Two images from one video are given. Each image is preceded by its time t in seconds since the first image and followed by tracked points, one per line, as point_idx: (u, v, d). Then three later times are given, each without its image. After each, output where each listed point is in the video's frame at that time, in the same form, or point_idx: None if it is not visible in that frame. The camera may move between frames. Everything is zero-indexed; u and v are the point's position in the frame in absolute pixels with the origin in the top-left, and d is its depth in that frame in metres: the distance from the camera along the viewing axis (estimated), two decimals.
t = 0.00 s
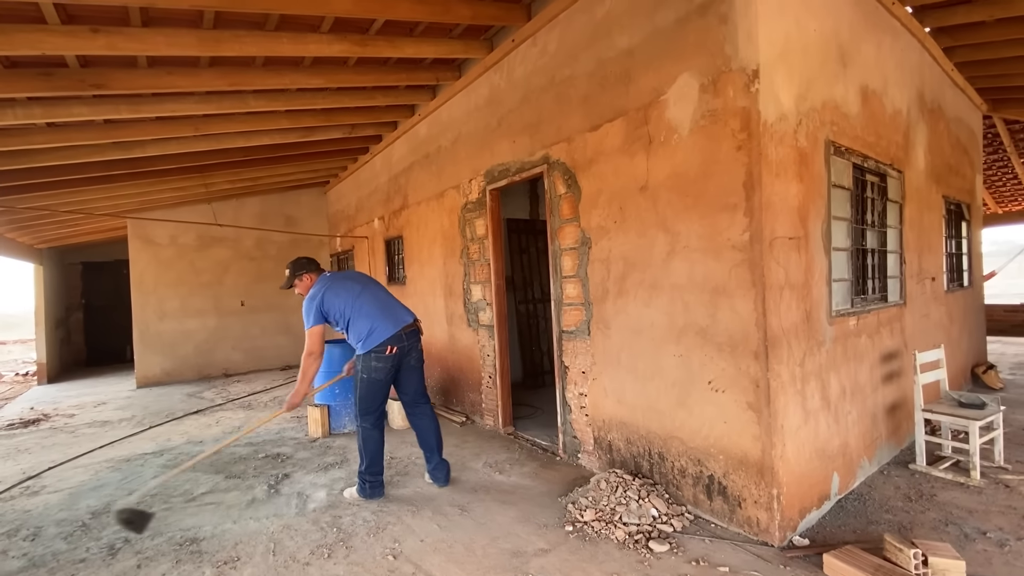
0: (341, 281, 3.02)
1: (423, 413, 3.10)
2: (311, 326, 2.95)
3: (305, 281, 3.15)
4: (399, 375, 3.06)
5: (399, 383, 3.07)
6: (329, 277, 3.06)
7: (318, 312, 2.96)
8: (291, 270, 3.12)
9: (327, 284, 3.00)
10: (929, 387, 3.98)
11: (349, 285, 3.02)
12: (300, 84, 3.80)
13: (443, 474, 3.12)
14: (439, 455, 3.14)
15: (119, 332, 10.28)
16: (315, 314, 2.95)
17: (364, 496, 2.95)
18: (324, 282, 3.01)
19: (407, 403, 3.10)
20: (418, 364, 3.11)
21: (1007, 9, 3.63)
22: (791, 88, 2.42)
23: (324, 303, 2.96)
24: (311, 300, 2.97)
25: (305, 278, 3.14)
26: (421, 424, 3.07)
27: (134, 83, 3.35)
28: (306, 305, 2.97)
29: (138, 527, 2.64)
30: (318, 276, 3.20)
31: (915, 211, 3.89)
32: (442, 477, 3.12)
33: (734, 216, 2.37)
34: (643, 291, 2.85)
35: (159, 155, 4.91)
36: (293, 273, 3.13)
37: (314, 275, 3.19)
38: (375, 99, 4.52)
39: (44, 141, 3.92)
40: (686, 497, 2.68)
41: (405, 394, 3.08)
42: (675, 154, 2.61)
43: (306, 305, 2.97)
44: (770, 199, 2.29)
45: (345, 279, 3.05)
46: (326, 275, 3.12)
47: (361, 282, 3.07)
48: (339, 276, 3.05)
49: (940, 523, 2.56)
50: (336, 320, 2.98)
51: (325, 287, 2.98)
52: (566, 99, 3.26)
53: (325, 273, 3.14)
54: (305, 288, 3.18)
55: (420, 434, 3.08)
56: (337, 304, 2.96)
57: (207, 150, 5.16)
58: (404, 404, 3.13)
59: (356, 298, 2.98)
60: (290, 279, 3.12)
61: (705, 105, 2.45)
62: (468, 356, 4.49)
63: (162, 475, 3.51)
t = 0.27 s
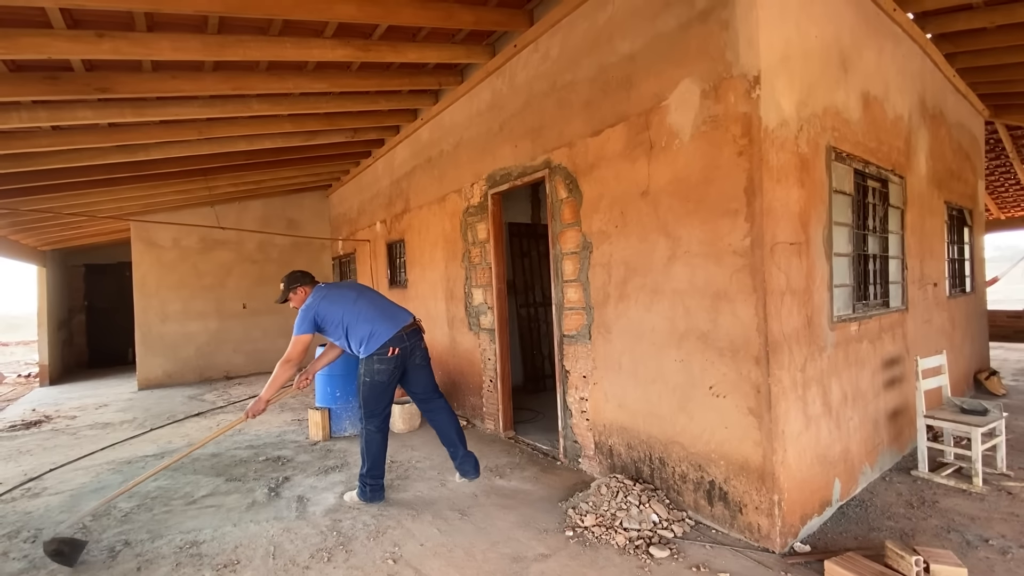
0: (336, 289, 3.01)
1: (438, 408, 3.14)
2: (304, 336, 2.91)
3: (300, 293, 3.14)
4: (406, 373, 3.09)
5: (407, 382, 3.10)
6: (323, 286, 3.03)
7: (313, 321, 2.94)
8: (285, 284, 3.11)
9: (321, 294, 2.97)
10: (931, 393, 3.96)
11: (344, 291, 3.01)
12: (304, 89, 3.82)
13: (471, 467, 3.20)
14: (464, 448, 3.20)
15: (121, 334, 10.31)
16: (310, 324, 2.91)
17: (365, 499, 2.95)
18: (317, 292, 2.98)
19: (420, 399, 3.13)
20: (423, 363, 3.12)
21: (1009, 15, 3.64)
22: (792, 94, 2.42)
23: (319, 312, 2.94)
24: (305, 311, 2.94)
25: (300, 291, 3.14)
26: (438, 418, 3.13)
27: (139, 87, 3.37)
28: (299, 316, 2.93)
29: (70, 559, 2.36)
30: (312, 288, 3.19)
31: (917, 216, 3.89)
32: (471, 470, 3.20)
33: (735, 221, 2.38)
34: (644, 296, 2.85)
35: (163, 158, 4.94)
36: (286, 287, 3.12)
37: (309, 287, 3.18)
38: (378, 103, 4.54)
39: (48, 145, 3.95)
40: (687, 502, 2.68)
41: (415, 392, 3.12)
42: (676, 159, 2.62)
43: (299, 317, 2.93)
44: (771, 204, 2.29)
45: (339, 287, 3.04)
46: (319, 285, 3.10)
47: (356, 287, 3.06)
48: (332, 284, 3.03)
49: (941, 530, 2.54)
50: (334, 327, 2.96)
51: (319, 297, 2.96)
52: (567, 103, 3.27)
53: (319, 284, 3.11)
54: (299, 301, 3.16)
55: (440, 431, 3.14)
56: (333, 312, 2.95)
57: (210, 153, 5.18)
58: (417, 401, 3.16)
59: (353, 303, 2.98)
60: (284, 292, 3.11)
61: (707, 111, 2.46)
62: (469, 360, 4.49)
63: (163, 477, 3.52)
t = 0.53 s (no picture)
0: (340, 294, 3.00)
1: (442, 411, 3.15)
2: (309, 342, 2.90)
3: (304, 300, 3.16)
4: (411, 376, 3.09)
5: (412, 385, 3.11)
6: (327, 292, 3.02)
7: (318, 326, 2.92)
8: (289, 290, 3.12)
9: (325, 299, 2.97)
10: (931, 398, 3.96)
11: (348, 297, 3.00)
12: (305, 92, 3.83)
13: (472, 471, 3.22)
14: (465, 452, 3.24)
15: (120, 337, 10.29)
16: (314, 330, 2.90)
17: (364, 504, 2.94)
18: (322, 297, 2.98)
19: (424, 402, 3.14)
20: (427, 366, 3.13)
21: (1008, 21, 3.65)
22: (792, 99, 2.43)
23: (323, 317, 2.93)
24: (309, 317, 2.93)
25: (304, 296, 3.15)
26: (441, 422, 3.14)
27: (140, 89, 3.38)
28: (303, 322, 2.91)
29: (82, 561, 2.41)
30: (316, 293, 3.20)
31: (917, 221, 3.89)
32: (472, 474, 3.22)
33: (735, 226, 2.38)
34: (644, 300, 2.85)
35: (163, 160, 4.94)
36: (290, 294, 3.13)
37: (313, 293, 3.19)
38: (378, 107, 4.55)
39: (49, 147, 3.95)
40: (687, 507, 2.67)
41: (421, 395, 3.13)
42: (676, 164, 2.62)
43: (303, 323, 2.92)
44: (770, 209, 2.29)
45: (343, 292, 3.03)
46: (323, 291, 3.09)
47: (361, 292, 3.06)
48: (336, 289, 3.03)
49: (942, 536, 2.53)
50: (338, 332, 2.95)
51: (324, 302, 2.96)
52: (568, 108, 3.28)
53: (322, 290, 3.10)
54: (304, 306, 3.18)
55: (444, 435, 3.15)
56: (338, 317, 2.94)
57: (211, 156, 5.19)
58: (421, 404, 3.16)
59: (357, 308, 2.97)
60: (289, 299, 3.13)
61: (707, 116, 2.46)
62: (468, 363, 4.49)
63: (161, 480, 3.50)
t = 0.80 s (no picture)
0: (360, 294, 2.99)
1: (444, 425, 3.06)
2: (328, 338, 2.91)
3: (323, 293, 3.16)
4: (418, 386, 3.03)
5: (418, 395, 3.04)
6: (348, 289, 3.02)
7: (336, 324, 2.92)
8: (310, 282, 3.12)
9: (346, 296, 2.95)
10: (927, 402, 3.96)
11: (368, 297, 2.98)
12: (301, 94, 3.82)
13: (464, 487, 3.06)
14: (460, 467, 3.09)
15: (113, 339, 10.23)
16: (334, 327, 2.90)
17: (357, 509, 2.91)
18: (344, 294, 2.97)
19: (426, 413, 3.05)
20: (436, 377, 3.08)
21: (1002, 27, 3.67)
22: (788, 104, 2.43)
23: (343, 316, 2.92)
24: (329, 312, 2.92)
25: (323, 290, 3.15)
26: (440, 434, 3.03)
27: (135, 91, 3.36)
28: (323, 317, 2.92)
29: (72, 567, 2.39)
30: (336, 287, 3.21)
31: (912, 226, 3.90)
32: (463, 491, 3.05)
33: (731, 230, 2.37)
34: (640, 304, 2.85)
35: (158, 162, 4.92)
36: (311, 285, 3.14)
37: (333, 287, 3.20)
38: (375, 110, 4.54)
39: (43, 148, 3.93)
40: (683, 512, 2.65)
41: (424, 405, 3.05)
42: (672, 168, 2.62)
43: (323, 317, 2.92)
44: (766, 214, 2.29)
45: (364, 290, 3.02)
46: (346, 286, 3.08)
47: (381, 293, 3.05)
48: (358, 287, 3.02)
49: (938, 542, 2.53)
50: (355, 332, 2.94)
51: (345, 299, 2.95)
52: (564, 111, 3.28)
53: (343, 286, 3.10)
54: (322, 300, 3.17)
55: (441, 448, 3.05)
56: (356, 317, 2.93)
57: (206, 158, 5.17)
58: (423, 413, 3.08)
59: (375, 311, 2.95)
60: (308, 290, 3.13)
61: (703, 120, 2.46)
62: (464, 367, 4.47)
63: (153, 485, 3.47)
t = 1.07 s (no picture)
0: (391, 291, 2.94)
1: (455, 429, 2.98)
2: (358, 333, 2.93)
3: (356, 283, 3.12)
4: (436, 390, 2.95)
5: (434, 399, 2.95)
6: (380, 284, 2.98)
7: (367, 321, 2.91)
8: (344, 272, 3.10)
9: (376, 292, 2.93)
10: (924, 405, 3.96)
11: (397, 296, 2.94)
12: (299, 95, 3.81)
13: (462, 495, 2.98)
14: (461, 474, 3.02)
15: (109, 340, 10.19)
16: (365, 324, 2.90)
17: (359, 508, 2.91)
18: (375, 289, 2.94)
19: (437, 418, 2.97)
20: (455, 384, 3.01)
21: (999, 31, 3.67)
22: (787, 107, 2.43)
23: (373, 313, 2.90)
24: (361, 307, 2.92)
25: (357, 281, 3.11)
26: (450, 440, 2.97)
27: (131, 91, 3.35)
28: (355, 311, 2.92)
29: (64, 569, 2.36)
30: (370, 279, 3.16)
31: (909, 230, 3.90)
32: (462, 499, 2.97)
33: (730, 232, 2.37)
34: (638, 306, 2.84)
35: (155, 162, 4.91)
36: (345, 274, 3.11)
37: (367, 278, 3.15)
38: (373, 111, 4.53)
39: (40, 148, 3.92)
40: (681, 516, 2.64)
41: (437, 411, 2.95)
42: (670, 170, 2.62)
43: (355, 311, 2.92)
44: (765, 216, 2.28)
45: (396, 287, 2.98)
46: (379, 280, 3.05)
47: (410, 292, 2.98)
48: (390, 282, 2.98)
49: (937, 545, 2.52)
50: (383, 330, 2.92)
51: (375, 296, 2.92)
52: (563, 113, 3.28)
53: (376, 280, 3.06)
54: (355, 290, 3.15)
55: (448, 454, 2.98)
56: (385, 315, 2.90)
57: (203, 159, 5.16)
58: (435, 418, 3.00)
59: (403, 311, 2.90)
60: (342, 280, 3.10)
61: (701, 122, 2.46)
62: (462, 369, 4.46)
63: (148, 487, 3.45)
